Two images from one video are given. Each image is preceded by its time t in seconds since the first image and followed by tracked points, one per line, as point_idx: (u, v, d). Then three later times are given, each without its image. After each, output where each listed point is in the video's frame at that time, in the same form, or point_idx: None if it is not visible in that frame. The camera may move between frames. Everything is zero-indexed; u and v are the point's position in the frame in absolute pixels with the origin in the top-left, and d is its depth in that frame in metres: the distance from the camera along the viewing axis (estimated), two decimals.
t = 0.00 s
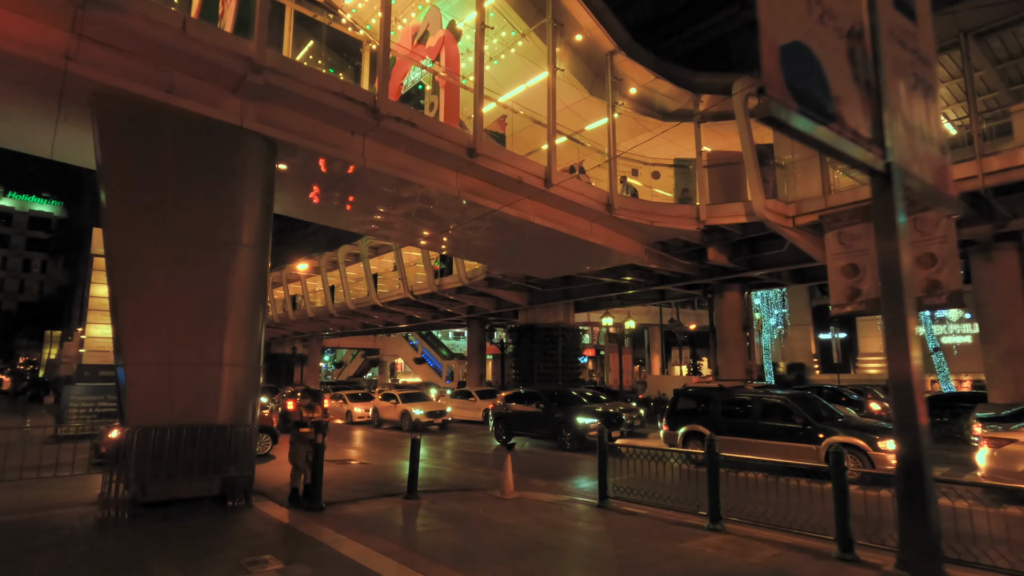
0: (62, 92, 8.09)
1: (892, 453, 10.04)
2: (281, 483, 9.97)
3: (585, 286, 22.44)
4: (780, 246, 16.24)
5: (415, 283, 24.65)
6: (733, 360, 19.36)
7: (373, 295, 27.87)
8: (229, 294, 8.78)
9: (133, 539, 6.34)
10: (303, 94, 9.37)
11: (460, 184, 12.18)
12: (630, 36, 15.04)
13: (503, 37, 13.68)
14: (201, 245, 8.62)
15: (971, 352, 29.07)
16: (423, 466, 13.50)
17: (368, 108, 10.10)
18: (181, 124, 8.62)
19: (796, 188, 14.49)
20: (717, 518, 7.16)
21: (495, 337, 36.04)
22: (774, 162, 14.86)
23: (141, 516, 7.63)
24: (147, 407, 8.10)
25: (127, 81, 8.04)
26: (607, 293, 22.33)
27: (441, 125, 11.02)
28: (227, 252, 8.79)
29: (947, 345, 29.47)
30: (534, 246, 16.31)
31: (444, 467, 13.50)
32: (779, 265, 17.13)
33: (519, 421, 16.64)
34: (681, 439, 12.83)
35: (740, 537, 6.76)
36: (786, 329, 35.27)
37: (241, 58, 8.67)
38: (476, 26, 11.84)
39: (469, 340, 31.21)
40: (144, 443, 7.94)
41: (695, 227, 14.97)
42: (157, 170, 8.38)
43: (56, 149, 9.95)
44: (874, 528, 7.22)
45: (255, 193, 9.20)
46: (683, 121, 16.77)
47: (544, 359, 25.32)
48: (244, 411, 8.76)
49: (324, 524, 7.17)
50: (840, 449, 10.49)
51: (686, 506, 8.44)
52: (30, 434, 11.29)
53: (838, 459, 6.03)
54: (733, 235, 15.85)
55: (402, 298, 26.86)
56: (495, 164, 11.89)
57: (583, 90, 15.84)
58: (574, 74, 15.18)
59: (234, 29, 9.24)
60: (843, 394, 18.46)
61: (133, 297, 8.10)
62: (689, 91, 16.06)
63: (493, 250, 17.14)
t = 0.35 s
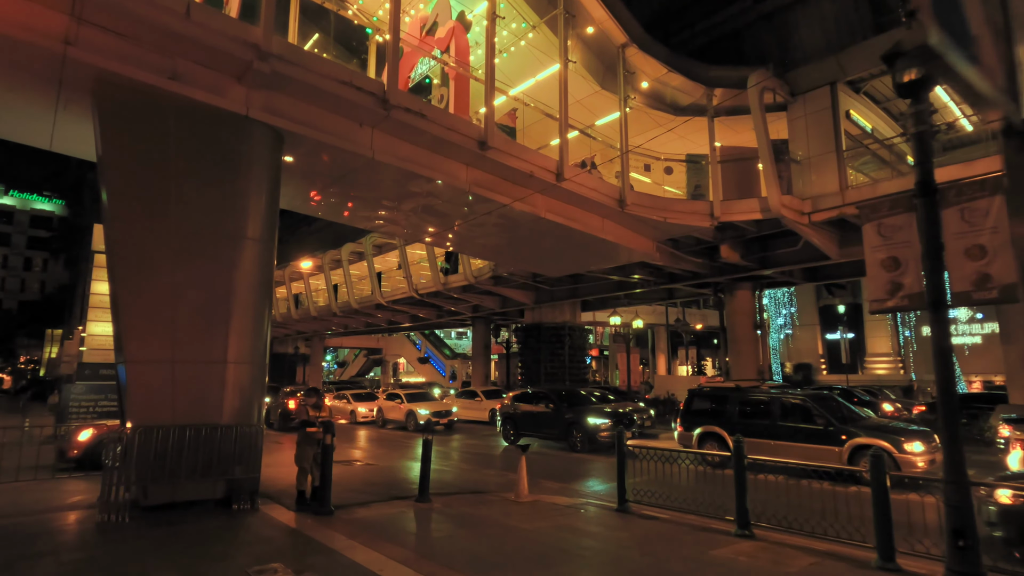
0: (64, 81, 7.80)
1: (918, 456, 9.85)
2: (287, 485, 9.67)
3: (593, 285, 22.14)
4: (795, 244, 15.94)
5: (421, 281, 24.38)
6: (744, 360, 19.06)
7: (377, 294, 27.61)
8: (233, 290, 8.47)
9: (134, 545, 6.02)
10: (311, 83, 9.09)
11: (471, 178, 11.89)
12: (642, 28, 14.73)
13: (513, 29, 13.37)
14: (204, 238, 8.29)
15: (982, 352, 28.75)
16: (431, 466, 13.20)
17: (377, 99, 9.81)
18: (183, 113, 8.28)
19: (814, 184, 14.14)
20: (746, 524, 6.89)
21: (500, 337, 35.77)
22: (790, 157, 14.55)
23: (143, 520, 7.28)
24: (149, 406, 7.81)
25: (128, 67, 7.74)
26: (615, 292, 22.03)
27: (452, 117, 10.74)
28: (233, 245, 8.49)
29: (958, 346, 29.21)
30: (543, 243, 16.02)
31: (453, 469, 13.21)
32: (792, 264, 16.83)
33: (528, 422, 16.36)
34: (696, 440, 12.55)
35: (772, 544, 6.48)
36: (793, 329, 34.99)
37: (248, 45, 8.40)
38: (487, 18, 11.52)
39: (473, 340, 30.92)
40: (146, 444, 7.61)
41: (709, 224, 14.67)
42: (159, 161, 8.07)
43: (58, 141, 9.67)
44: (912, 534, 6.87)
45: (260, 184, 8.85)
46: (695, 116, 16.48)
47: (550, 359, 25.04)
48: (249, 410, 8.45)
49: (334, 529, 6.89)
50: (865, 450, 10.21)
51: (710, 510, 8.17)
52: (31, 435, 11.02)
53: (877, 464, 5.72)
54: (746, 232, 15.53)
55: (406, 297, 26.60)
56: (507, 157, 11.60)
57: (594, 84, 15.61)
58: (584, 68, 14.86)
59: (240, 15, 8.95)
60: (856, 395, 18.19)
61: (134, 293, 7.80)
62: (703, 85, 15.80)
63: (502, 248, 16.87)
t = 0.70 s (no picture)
0: (65, 64, 7.50)
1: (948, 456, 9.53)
2: (296, 484, 9.39)
3: (603, 280, 21.81)
4: (812, 238, 15.58)
5: (428, 276, 24.09)
6: (757, 357, 18.73)
7: (383, 289, 27.34)
8: (241, 282, 8.18)
9: (139, 548, 5.74)
10: (322, 68, 8.79)
11: (483, 169, 11.58)
12: (658, 15, 14.37)
13: (526, 16, 13.02)
14: (211, 229, 8.01)
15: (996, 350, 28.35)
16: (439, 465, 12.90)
17: (389, 85, 9.50)
18: (189, 98, 7.98)
19: (835, 176, 13.77)
20: (777, 527, 6.57)
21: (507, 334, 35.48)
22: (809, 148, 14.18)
23: (150, 519, 7.03)
24: (155, 402, 7.54)
25: (131, 50, 7.45)
26: (625, 288, 21.69)
27: (465, 105, 10.42)
28: (241, 236, 8.20)
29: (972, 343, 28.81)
30: (554, 237, 15.69)
31: (463, 467, 12.94)
32: (809, 258, 16.48)
33: (538, 419, 16.07)
34: (714, 438, 12.24)
35: (807, 549, 6.16)
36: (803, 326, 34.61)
37: (256, 28, 8.09)
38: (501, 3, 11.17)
39: (480, 336, 30.63)
40: (151, 441, 7.33)
41: (725, 217, 14.32)
42: (165, 149, 7.77)
43: (60, 129, 9.37)
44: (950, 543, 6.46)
45: (269, 173, 8.55)
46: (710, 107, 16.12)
47: (559, 355, 24.73)
48: (257, 407, 8.18)
49: (346, 531, 6.60)
50: (891, 450, 9.87)
51: (736, 512, 7.89)
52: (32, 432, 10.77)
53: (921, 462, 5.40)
54: (763, 226, 15.18)
55: (413, 292, 26.32)
56: (521, 147, 11.28)
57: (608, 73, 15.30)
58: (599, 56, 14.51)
59: None
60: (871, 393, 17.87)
61: (140, 285, 7.53)
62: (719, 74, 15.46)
63: (512, 242, 16.56)
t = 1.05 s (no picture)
0: (70, 47, 7.23)
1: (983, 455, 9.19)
2: (309, 482, 9.13)
3: (615, 274, 21.46)
4: (834, 229, 15.17)
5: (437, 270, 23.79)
6: (775, 352, 18.36)
7: (392, 284, 27.08)
8: (252, 273, 7.86)
9: (149, 552, 5.48)
10: (334, 52, 8.49)
11: (499, 159, 11.25)
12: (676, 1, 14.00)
13: None
14: (220, 219, 7.69)
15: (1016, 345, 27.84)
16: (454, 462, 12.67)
17: (403, 70, 9.20)
18: (196, 82, 7.66)
19: (860, 165, 13.36)
20: (817, 532, 6.22)
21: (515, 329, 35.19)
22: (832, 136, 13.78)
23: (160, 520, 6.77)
24: (165, 398, 7.28)
25: (136, 31, 7.16)
26: (638, 282, 21.33)
27: (481, 91, 10.13)
28: (251, 226, 7.88)
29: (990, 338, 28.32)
30: (569, 230, 15.35)
31: (478, 464, 12.66)
32: (829, 251, 16.08)
33: (553, 415, 15.77)
34: (736, 435, 11.87)
35: (851, 554, 5.82)
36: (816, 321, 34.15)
37: (266, 10, 7.80)
38: None
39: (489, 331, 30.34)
40: (161, 439, 7.05)
41: (746, 208, 13.93)
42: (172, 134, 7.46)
43: (65, 117, 9.10)
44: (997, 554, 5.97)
45: (281, 160, 8.23)
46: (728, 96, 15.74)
47: (570, 350, 24.40)
48: (269, 403, 7.89)
49: (363, 532, 6.34)
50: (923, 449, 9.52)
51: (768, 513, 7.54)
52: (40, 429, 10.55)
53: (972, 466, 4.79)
54: (784, 217, 14.79)
55: (422, 287, 26.04)
56: (538, 135, 10.95)
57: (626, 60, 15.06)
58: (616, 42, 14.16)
59: None
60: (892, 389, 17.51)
61: (148, 277, 7.26)
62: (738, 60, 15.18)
63: (525, 234, 16.23)
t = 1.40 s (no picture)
0: (82, 29, 6.99)
1: None
2: (329, 480, 8.86)
3: (635, 268, 21.02)
4: (866, 220, 14.63)
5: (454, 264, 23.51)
6: (801, 348, 17.84)
7: (407, 278, 26.87)
8: (270, 264, 7.59)
9: (165, 553, 5.22)
10: (352, 34, 8.17)
11: (521, 147, 10.89)
12: None
13: None
14: (237, 207, 7.41)
15: None
16: (475, 459, 12.38)
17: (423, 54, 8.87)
18: (212, 66, 7.38)
19: (896, 152, 12.82)
20: (866, 535, 5.82)
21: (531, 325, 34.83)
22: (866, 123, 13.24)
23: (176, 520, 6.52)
24: (182, 393, 7.05)
25: (149, 11, 6.90)
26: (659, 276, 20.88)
27: (503, 76, 9.78)
28: (268, 214, 7.60)
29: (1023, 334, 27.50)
30: (590, 222, 14.96)
31: (500, 462, 12.36)
32: (859, 243, 15.53)
33: (574, 411, 15.44)
34: (765, 432, 11.37)
35: (909, 562, 5.41)
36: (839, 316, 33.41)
37: None
38: None
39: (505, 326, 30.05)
40: (177, 435, 6.81)
41: (775, 197, 13.44)
42: (187, 120, 7.19)
43: (79, 105, 8.89)
44: None
45: (298, 147, 7.94)
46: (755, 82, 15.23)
47: (588, 346, 24.02)
48: (288, 398, 7.63)
49: (386, 533, 6.04)
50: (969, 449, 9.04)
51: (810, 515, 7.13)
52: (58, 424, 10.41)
53: None
54: (813, 208, 14.28)
55: (438, 282, 25.77)
56: (561, 122, 10.58)
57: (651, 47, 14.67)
58: (640, 27, 13.72)
59: None
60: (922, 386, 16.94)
61: (164, 268, 7.02)
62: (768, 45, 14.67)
63: (545, 227, 15.86)
